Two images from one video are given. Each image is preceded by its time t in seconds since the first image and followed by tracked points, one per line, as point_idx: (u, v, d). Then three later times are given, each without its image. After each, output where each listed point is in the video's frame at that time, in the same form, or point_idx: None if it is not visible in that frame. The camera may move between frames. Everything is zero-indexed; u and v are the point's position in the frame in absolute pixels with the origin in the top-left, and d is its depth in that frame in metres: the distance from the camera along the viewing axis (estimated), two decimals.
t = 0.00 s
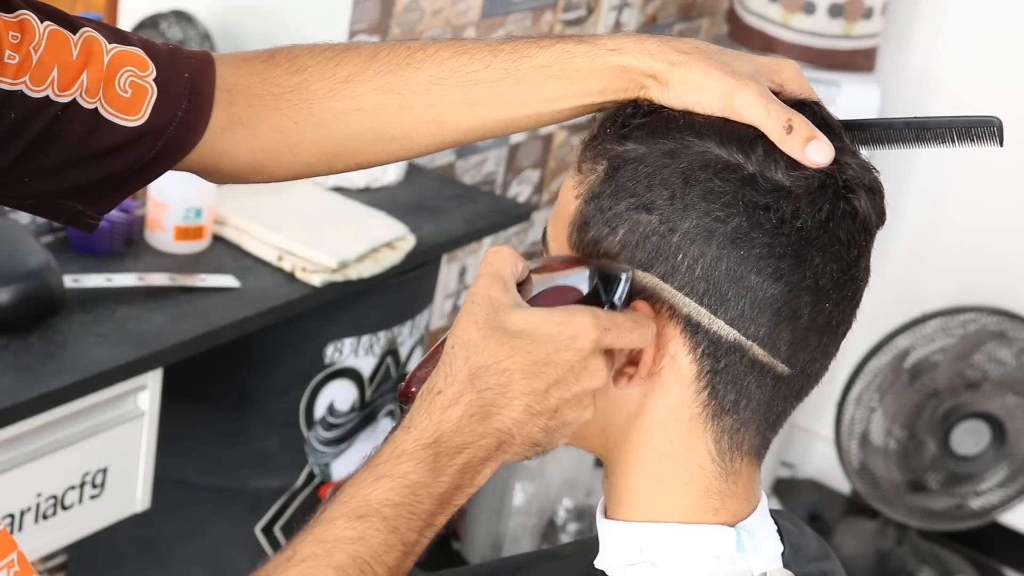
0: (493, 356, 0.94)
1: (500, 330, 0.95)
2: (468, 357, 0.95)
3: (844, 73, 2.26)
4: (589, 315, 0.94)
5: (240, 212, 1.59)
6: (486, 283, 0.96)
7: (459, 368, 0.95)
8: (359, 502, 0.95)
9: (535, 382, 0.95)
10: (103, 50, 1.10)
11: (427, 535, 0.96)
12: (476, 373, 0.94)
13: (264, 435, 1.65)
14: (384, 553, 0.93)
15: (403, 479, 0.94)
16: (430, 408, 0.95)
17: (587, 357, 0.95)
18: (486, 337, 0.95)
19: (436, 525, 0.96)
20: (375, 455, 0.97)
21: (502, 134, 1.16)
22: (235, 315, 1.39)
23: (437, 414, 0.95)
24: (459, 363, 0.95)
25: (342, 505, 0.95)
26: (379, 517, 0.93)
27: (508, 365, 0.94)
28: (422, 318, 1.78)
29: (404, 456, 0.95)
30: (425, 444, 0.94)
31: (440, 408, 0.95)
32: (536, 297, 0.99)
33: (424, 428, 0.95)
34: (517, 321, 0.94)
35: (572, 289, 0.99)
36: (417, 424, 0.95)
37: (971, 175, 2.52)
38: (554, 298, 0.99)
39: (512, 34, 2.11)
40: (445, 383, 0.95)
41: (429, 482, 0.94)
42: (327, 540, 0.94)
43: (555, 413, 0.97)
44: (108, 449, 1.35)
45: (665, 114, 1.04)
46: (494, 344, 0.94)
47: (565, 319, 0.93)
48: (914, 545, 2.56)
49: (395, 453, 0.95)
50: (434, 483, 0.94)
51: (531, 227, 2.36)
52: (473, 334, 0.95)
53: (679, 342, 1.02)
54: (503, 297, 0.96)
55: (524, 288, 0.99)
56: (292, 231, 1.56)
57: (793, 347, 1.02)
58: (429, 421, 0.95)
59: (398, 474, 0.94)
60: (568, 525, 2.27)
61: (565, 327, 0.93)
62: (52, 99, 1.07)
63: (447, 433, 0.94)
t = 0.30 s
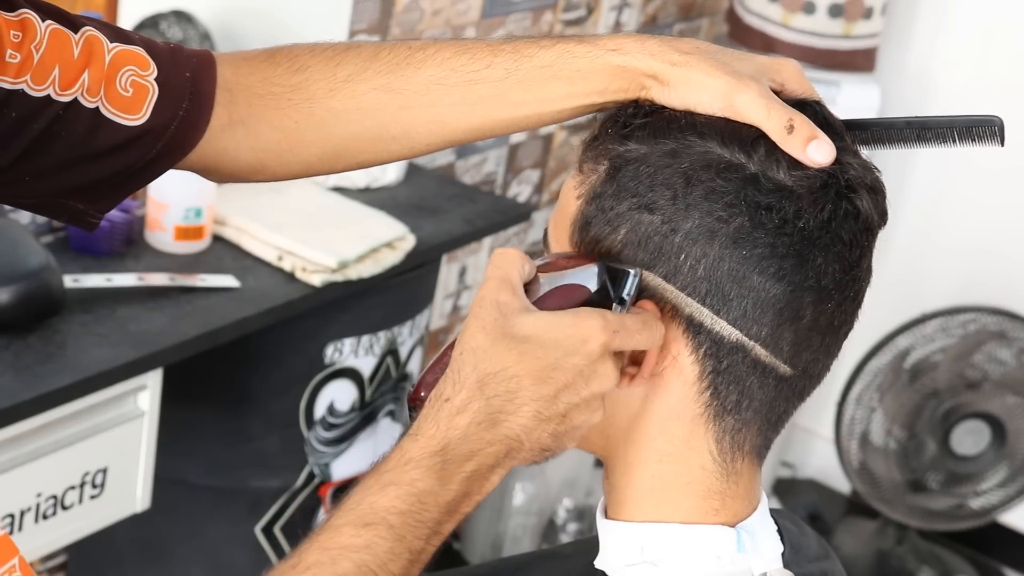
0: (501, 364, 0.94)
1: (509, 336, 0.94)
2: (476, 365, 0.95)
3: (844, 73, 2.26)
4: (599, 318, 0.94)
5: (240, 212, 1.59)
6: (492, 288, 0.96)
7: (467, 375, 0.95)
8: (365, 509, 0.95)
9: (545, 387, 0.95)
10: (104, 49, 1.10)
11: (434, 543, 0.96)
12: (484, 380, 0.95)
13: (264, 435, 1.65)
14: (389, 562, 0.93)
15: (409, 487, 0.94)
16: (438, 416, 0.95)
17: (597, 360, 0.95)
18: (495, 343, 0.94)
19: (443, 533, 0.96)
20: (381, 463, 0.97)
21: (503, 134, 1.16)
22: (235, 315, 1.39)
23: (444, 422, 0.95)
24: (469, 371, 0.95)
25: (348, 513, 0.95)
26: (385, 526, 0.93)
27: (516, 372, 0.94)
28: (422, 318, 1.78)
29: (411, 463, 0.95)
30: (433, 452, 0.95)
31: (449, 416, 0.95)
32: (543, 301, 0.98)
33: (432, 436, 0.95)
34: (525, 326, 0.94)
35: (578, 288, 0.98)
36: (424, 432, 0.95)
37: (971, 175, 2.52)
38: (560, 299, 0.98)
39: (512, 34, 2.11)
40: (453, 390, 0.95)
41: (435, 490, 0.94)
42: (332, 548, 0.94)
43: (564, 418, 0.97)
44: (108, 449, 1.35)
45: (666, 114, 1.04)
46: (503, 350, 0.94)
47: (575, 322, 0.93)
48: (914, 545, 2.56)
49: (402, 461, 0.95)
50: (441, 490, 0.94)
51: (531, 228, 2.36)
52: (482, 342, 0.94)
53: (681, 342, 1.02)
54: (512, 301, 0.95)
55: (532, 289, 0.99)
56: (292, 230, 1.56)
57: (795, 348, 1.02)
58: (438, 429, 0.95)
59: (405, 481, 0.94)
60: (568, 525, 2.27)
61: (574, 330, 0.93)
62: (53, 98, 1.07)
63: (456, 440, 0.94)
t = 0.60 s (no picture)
0: (521, 377, 0.92)
1: (529, 349, 0.92)
2: (497, 377, 0.92)
3: (844, 72, 2.26)
4: (614, 335, 0.94)
5: (239, 212, 1.59)
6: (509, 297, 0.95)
7: (489, 387, 0.92)
8: (381, 521, 0.94)
9: (562, 404, 0.93)
10: (104, 48, 1.10)
11: (448, 556, 0.95)
12: (504, 392, 0.92)
13: (264, 435, 1.65)
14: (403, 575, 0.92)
15: (427, 501, 0.93)
16: (457, 429, 0.93)
17: (611, 377, 0.94)
18: (515, 354, 0.92)
19: (456, 545, 0.95)
20: (400, 472, 0.96)
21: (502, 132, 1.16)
22: (234, 316, 1.39)
23: (463, 434, 0.93)
24: (489, 382, 0.92)
25: (364, 525, 0.94)
26: (400, 539, 0.93)
27: (537, 387, 0.92)
28: (422, 318, 1.78)
29: (428, 477, 0.93)
30: (451, 465, 0.93)
31: (469, 429, 0.93)
32: (555, 311, 0.98)
33: (450, 449, 0.93)
34: (546, 339, 0.93)
35: (590, 300, 0.99)
36: (443, 445, 0.93)
37: (971, 175, 2.52)
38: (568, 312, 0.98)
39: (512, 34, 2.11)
40: (474, 402, 0.93)
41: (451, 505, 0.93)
42: (347, 561, 0.93)
43: (578, 434, 0.95)
44: (108, 449, 1.35)
45: (666, 111, 1.04)
46: (524, 363, 0.92)
47: (594, 337, 0.93)
48: (914, 544, 2.56)
49: (420, 474, 0.94)
50: (457, 505, 0.93)
51: (531, 227, 2.36)
52: (500, 349, 0.92)
53: (681, 341, 1.02)
54: (529, 312, 0.95)
55: (544, 298, 0.99)
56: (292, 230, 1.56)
57: (797, 344, 1.02)
58: (457, 442, 0.93)
59: (422, 495, 0.93)
60: (568, 525, 2.26)
61: (590, 347, 0.93)
62: (52, 98, 1.07)
63: (474, 455, 0.92)
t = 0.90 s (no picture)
0: (536, 388, 0.92)
1: (546, 358, 0.92)
2: (514, 387, 0.92)
3: (844, 72, 2.26)
4: (628, 345, 0.94)
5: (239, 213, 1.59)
6: (523, 306, 0.93)
7: (506, 398, 0.92)
8: (394, 531, 0.94)
9: (578, 415, 0.93)
10: (105, 50, 1.10)
11: (458, 564, 0.96)
12: (520, 403, 0.92)
13: (264, 435, 1.65)
14: None
15: (440, 512, 0.93)
16: (474, 438, 0.92)
17: (625, 388, 0.94)
18: (532, 365, 0.92)
19: (466, 554, 0.96)
20: (413, 480, 0.96)
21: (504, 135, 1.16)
22: (235, 315, 1.39)
23: (480, 445, 0.92)
24: (506, 394, 0.92)
25: (376, 534, 0.95)
26: (413, 550, 0.93)
27: (552, 398, 0.93)
28: (422, 318, 1.78)
29: (443, 488, 0.93)
30: (466, 476, 0.93)
31: (484, 440, 0.92)
32: (567, 318, 0.96)
33: (466, 460, 0.93)
34: (562, 348, 0.92)
35: (599, 306, 0.96)
36: (458, 455, 0.93)
37: (971, 175, 2.52)
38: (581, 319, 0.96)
39: (512, 34, 2.10)
40: (491, 413, 0.92)
41: (464, 516, 0.94)
42: (358, 570, 0.94)
43: (591, 445, 0.95)
44: (108, 449, 1.35)
45: (668, 115, 1.04)
46: (541, 373, 0.92)
47: (608, 348, 0.93)
48: (914, 544, 2.56)
49: (434, 485, 0.94)
50: (470, 515, 0.94)
51: (531, 227, 2.35)
52: (516, 358, 0.92)
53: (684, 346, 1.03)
54: (544, 319, 0.93)
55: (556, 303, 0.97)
56: (292, 231, 1.56)
57: (799, 349, 1.02)
58: (472, 451, 0.92)
59: (435, 506, 0.93)
60: (568, 525, 2.27)
61: (606, 357, 0.92)
62: (54, 100, 1.07)
63: (490, 466, 0.92)
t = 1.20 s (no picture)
0: (559, 395, 0.92)
1: (567, 364, 0.92)
2: (537, 395, 0.92)
3: (844, 73, 2.26)
4: (647, 351, 0.94)
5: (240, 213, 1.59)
6: (545, 307, 0.93)
7: (527, 406, 0.92)
8: (409, 539, 0.94)
9: (597, 422, 0.94)
10: (107, 52, 1.10)
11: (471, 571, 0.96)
12: (542, 411, 0.92)
13: (264, 435, 1.65)
14: None
15: (457, 520, 0.94)
16: (493, 447, 0.93)
17: (642, 395, 0.95)
18: (554, 370, 0.92)
19: (480, 562, 0.96)
20: (429, 487, 0.96)
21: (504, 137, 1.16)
22: (234, 315, 1.39)
23: (499, 454, 0.93)
24: (528, 401, 0.92)
25: (391, 542, 0.94)
26: (429, 558, 0.93)
27: (573, 406, 0.93)
28: (422, 318, 1.78)
29: (461, 496, 0.94)
30: (484, 484, 0.93)
31: (505, 448, 0.92)
32: (585, 320, 0.95)
33: (485, 469, 0.93)
34: (583, 354, 0.92)
35: (614, 308, 0.96)
36: (476, 464, 0.93)
37: (971, 176, 2.52)
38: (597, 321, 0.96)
39: (512, 34, 2.10)
40: (512, 421, 0.92)
41: (481, 523, 0.94)
42: None
43: (606, 450, 0.97)
44: (108, 449, 1.35)
45: (669, 118, 1.04)
46: (563, 380, 0.92)
47: (627, 355, 0.92)
48: (914, 544, 2.56)
49: (452, 492, 0.94)
50: (487, 523, 0.94)
51: (531, 227, 2.35)
52: (537, 365, 0.92)
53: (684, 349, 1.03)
54: (564, 322, 0.93)
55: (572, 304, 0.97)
56: (293, 232, 1.56)
57: (799, 353, 1.02)
58: (492, 461, 0.93)
59: (452, 514, 0.94)
60: (568, 525, 2.27)
61: (626, 363, 0.92)
62: (56, 102, 1.07)
63: (509, 474, 0.93)
